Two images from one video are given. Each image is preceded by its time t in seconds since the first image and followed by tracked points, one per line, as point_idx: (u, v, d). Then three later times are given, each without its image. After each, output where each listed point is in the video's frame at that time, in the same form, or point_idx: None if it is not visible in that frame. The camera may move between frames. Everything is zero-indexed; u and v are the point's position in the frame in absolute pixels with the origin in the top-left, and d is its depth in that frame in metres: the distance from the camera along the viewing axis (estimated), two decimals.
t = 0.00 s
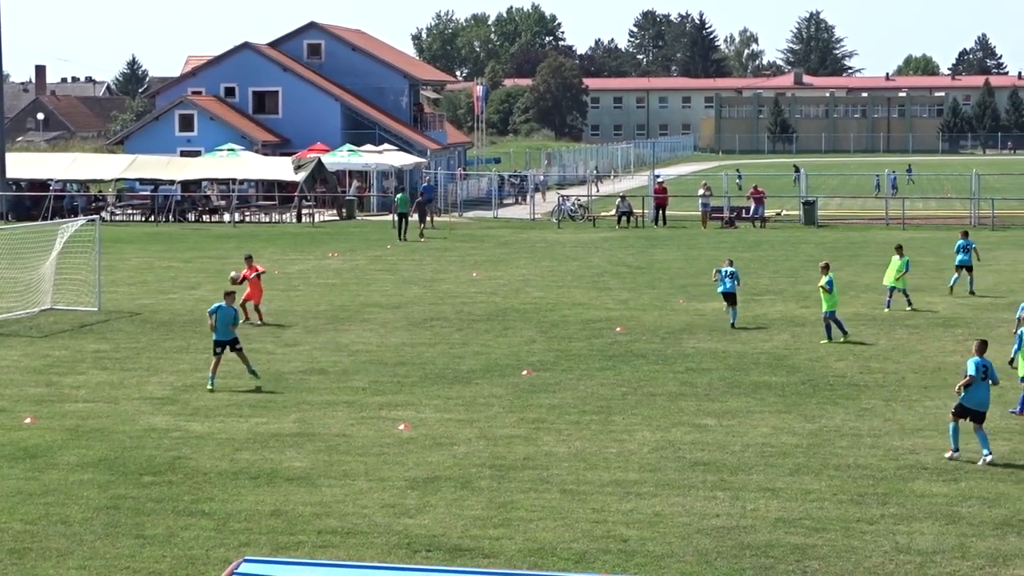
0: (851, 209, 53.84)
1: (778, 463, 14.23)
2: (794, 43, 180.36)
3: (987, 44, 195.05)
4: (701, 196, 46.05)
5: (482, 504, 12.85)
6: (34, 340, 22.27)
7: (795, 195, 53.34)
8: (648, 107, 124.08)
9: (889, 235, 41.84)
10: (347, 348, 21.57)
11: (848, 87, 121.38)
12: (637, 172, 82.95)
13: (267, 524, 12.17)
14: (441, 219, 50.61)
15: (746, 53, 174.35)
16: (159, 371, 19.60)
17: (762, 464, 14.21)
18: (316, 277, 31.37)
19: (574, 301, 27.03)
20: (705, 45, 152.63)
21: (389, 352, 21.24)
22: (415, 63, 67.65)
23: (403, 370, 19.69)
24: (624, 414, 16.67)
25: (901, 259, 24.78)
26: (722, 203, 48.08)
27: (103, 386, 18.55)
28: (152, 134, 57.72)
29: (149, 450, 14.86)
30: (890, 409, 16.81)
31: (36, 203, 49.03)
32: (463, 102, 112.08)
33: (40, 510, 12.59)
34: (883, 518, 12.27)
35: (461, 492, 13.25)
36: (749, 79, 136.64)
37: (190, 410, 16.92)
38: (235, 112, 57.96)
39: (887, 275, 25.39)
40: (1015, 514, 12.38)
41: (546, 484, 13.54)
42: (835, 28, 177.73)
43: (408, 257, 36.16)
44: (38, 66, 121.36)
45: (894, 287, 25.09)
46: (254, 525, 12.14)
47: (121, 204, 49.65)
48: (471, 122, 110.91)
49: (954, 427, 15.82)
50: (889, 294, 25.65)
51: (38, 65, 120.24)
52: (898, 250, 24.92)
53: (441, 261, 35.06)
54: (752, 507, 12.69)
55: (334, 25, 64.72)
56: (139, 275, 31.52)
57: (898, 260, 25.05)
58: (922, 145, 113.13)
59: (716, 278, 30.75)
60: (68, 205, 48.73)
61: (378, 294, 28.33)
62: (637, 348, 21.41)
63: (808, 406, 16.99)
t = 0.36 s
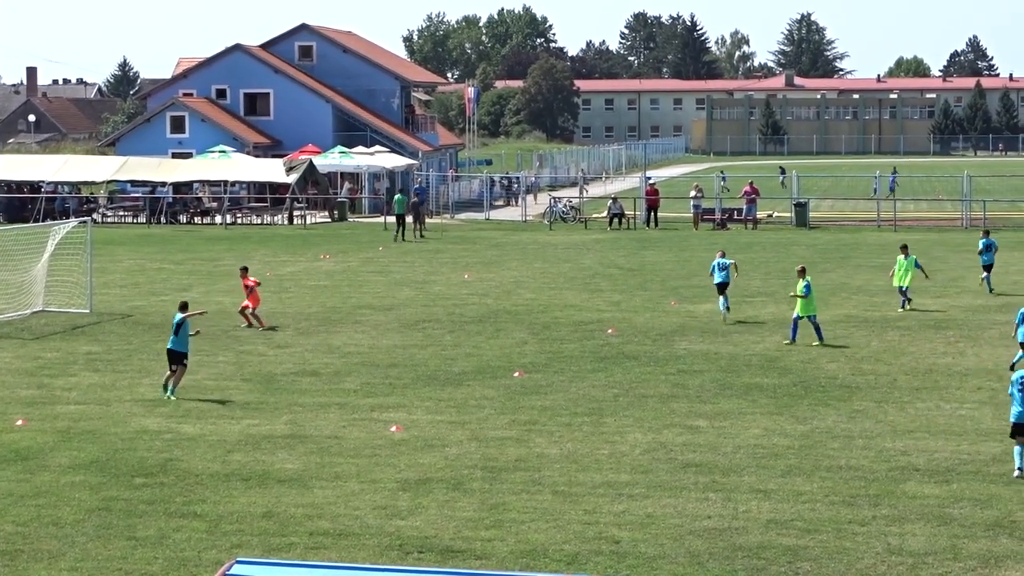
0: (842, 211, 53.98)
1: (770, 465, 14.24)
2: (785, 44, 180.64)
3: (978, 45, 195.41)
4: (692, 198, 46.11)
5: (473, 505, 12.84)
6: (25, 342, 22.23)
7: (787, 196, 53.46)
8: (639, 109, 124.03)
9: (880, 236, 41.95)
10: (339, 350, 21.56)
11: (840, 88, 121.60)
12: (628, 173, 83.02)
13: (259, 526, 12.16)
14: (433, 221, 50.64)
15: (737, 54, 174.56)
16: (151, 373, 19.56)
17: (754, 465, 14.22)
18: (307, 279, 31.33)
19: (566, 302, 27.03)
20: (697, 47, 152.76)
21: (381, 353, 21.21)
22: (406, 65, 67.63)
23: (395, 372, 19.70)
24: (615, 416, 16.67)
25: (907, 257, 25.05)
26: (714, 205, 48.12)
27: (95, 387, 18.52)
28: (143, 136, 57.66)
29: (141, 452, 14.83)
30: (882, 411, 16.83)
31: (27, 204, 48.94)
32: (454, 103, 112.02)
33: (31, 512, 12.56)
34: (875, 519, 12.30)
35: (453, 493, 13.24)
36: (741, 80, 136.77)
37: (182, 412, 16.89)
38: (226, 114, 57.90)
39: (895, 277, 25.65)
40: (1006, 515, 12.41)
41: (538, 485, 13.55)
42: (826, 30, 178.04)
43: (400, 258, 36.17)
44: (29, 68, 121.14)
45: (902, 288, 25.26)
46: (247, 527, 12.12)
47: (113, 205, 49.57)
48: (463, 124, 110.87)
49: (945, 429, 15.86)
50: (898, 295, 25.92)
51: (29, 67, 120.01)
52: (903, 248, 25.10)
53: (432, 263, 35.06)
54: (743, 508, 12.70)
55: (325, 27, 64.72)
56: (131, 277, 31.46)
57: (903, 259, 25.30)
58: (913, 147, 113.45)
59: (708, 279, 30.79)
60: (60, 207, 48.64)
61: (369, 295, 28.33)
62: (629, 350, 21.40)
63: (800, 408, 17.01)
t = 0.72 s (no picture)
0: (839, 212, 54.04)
1: (767, 466, 14.25)
2: (782, 46, 180.87)
3: (974, 47, 195.73)
4: (689, 200, 46.13)
5: (470, 507, 12.84)
6: (21, 344, 22.21)
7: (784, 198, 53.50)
8: (636, 110, 124.16)
9: (877, 238, 41.97)
10: (336, 351, 21.56)
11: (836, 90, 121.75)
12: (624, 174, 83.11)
13: (255, 527, 12.14)
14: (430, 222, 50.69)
15: (734, 56, 174.82)
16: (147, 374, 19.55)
17: (750, 467, 14.23)
18: (304, 280, 31.32)
19: (562, 304, 27.03)
20: (693, 49, 152.93)
21: (377, 355, 21.22)
22: (403, 66, 67.63)
23: (391, 373, 19.70)
24: (612, 418, 16.68)
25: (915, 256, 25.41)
26: (711, 207, 48.16)
27: (91, 388, 18.52)
28: (140, 138, 57.66)
29: (137, 453, 14.81)
30: (878, 413, 16.85)
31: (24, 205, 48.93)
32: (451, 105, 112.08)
33: (27, 513, 12.55)
34: (872, 520, 12.30)
35: (449, 495, 13.24)
36: (737, 83, 136.92)
37: (178, 413, 16.89)
38: (223, 115, 57.91)
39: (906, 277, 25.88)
40: (1002, 516, 12.42)
41: (535, 487, 13.54)
42: (823, 32, 178.31)
43: (397, 260, 36.18)
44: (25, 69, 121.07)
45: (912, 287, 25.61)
46: (243, 528, 12.12)
47: (109, 206, 49.53)
48: (459, 125, 110.96)
49: (942, 430, 15.88)
50: (910, 293, 26.37)
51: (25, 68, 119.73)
52: (914, 248, 25.32)
53: (429, 264, 35.06)
54: (740, 509, 12.70)
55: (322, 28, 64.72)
56: (127, 278, 31.44)
57: (912, 258, 25.55)
58: (909, 149, 113.63)
59: (705, 281, 30.81)
60: (56, 208, 48.62)
61: (366, 297, 28.30)
62: (626, 351, 21.41)
63: (796, 409, 17.03)
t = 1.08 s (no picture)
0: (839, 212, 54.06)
1: (766, 465, 14.25)
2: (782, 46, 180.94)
3: (975, 47, 195.82)
4: (688, 199, 46.13)
5: (470, 506, 12.84)
6: (21, 343, 22.22)
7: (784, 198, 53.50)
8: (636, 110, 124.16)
9: (878, 238, 41.96)
10: (336, 351, 21.57)
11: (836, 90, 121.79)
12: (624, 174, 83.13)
13: (255, 527, 12.15)
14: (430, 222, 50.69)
15: (734, 57, 174.92)
16: (147, 373, 19.55)
17: (750, 467, 14.23)
18: (304, 280, 31.32)
19: (562, 304, 27.03)
20: (693, 48, 152.81)
21: (377, 354, 21.22)
22: (403, 66, 67.61)
23: (391, 373, 19.70)
24: (612, 417, 16.67)
25: (933, 257, 25.45)
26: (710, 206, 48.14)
27: (91, 387, 18.53)
28: (139, 138, 57.65)
29: (137, 452, 14.81)
30: (878, 412, 16.85)
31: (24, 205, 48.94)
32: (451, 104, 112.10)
33: (27, 512, 12.55)
34: (872, 520, 12.31)
35: (449, 494, 13.24)
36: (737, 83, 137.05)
37: (178, 413, 16.89)
38: (223, 115, 57.90)
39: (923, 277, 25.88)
40: (1001, 516, 12.42)
41: (534, 486, 13.55)
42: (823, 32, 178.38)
43: (396, 259, 36.20)
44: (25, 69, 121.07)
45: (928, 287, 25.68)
46: (243, 528, 12.12)
47: (109, 206, 49.53)
48: (459, 125, 110.96)
49: (941, 430, 15.88)
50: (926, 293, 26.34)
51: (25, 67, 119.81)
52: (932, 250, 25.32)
53: (428, 264, 35.06)
54: (740, 509, 12.71)
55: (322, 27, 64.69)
56: (127, 277, 31.46)
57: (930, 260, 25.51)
58: (909, 148, 113.70)
59: (705, 281, 30.80)
60: (56, 207, 48.61)
61: (365, 296, 28.29)
62: (626, 350, 21.41)
63: (796, 409, 17.04)
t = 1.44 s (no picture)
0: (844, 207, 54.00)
1: (771, 460, 14.25)
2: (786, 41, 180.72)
3: (979, 42, 195.54)
4: (692, 194, 46.07)
5: (473, 499, 12.85)
6: (26, 336, 22.24)
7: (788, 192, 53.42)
8: (640, 104, 123.99)
9: (882, 232, 41.93)
10: (339, 344, 21.56)
11: (841, 85, 121.68)
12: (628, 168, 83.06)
13: (259, 520, 12.16)
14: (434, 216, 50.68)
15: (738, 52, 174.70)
16: (151, 367, 19.57)
17: (754, 461, 14.22)
18: (308, 273, 31.31)
19: (565, 298, 26.99)
20: (697, 43, 152.41)
21: (381, 348, 21.23)
22: (407, 60, 67.56)
23: (395, 367, 19.69)
24: (616, 411, 16.68)
25: (952, 251, 25.47)
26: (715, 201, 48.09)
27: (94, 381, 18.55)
28: (143, 132, 57.64)
29: (141, 445, 14.83)
30: (881, 406, 16.85)
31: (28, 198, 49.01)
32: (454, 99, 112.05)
33: (32, 505, 12.57)
34: (875, 514, 12.31)
35: (453, 487, 13.25)
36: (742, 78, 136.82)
37: (182, 405, 16.92)
38: (227, 109, 57.89)
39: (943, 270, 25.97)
40: (1005, 510, 12.42)
41: (538, 479, 13.55)
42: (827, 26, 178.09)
43: (399, 253, 36.18)
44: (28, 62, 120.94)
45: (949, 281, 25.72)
46: (248, 521, 12.13)
47: (113, 199, 49.55)
48: (463, 119, 110.88)
49: (945, 424, 15.88)
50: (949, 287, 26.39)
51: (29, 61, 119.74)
52: (951, 243, 25.38)
53: (432, 257, 35.06)
54: (744, 503, 12.72)
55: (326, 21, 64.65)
56: (131, 271, 31.47)
57: (948, 253, 25.57)
58: (914, 143, 113.46)
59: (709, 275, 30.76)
60: (60, 201, 48.64)
61: (368, 290, 28.29)
62: (629, 345, 21.39)
63: (800, 403, 17.04)
